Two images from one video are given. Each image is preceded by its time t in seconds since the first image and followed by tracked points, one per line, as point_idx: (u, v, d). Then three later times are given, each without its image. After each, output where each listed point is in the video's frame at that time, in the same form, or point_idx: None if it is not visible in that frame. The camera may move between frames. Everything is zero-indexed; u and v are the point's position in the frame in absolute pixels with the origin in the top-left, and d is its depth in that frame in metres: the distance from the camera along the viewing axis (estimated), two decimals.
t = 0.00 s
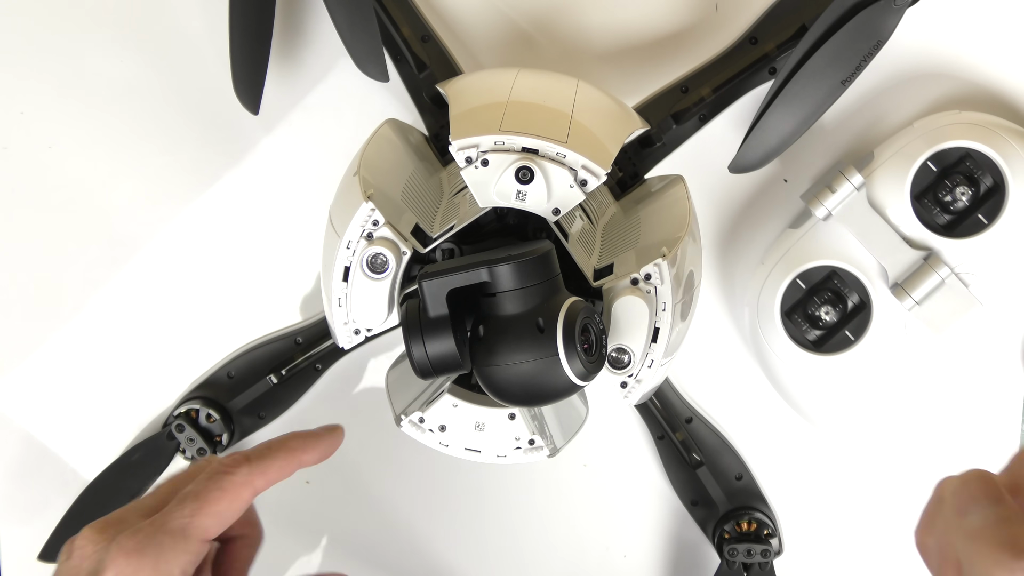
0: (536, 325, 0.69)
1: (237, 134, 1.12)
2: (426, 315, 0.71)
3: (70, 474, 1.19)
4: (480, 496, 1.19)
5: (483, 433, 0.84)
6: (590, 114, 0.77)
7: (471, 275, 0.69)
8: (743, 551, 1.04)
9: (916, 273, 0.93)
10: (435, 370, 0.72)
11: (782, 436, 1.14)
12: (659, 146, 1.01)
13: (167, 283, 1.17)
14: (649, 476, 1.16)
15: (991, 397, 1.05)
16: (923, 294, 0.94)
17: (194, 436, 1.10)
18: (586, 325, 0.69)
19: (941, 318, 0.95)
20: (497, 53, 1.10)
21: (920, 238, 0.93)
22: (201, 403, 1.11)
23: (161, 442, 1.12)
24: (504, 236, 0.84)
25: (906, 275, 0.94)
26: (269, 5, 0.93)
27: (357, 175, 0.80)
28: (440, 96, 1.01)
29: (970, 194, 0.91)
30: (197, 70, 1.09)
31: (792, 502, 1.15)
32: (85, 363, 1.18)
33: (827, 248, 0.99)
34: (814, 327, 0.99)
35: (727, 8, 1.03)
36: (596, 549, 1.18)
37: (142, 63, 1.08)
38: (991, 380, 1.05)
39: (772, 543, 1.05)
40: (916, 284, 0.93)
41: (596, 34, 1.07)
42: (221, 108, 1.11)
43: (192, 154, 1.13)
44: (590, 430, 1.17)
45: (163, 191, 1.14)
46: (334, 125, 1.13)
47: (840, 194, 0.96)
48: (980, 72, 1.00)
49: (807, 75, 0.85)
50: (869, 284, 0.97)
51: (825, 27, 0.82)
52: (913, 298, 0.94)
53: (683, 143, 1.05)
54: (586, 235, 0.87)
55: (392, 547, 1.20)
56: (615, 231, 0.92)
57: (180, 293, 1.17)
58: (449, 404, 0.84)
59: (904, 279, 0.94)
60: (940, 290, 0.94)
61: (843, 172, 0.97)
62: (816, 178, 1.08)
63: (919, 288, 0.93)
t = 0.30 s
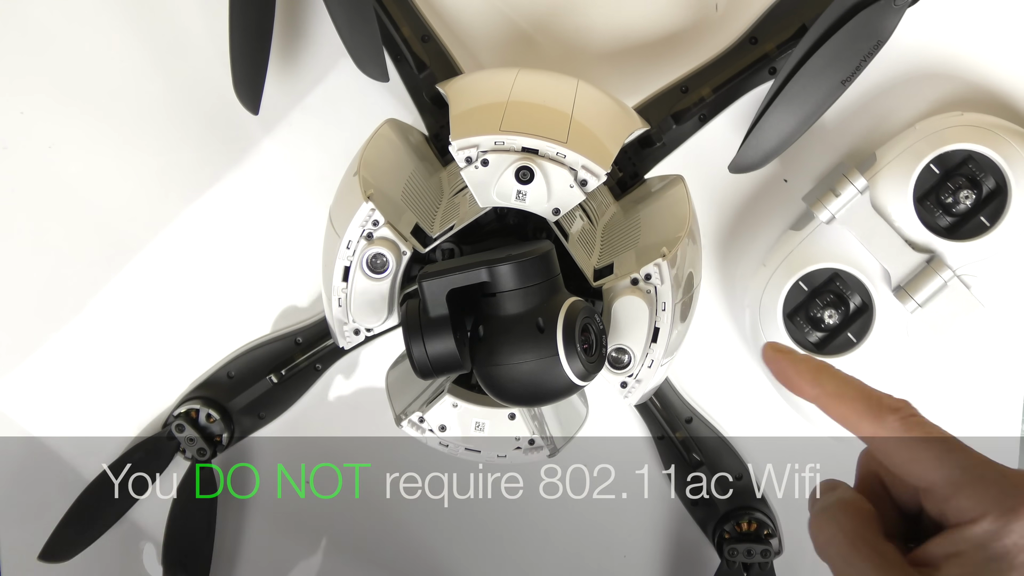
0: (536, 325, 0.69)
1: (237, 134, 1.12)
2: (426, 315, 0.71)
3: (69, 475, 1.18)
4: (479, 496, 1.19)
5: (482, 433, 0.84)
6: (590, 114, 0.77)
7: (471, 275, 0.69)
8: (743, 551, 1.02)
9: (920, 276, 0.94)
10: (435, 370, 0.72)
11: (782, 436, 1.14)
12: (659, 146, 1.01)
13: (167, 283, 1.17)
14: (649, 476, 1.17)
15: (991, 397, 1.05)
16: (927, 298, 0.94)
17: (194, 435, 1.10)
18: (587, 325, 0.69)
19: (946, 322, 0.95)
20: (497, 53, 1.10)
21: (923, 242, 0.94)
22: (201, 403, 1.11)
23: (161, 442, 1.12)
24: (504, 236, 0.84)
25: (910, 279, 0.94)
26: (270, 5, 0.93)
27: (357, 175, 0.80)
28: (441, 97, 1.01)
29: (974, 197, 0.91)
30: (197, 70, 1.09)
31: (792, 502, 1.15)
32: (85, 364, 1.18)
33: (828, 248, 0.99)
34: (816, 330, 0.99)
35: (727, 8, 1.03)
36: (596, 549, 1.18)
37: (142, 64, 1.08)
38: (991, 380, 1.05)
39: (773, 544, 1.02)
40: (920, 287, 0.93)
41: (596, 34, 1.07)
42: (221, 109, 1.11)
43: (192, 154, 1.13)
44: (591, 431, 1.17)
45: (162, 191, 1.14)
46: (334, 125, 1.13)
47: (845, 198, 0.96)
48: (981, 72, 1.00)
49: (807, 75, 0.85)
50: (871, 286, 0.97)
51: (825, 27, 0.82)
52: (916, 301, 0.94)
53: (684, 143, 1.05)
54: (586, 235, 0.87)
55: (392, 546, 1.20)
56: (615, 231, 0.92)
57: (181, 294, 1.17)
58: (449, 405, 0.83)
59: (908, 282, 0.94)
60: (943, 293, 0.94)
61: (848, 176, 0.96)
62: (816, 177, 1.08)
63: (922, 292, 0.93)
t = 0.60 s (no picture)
0: (536, 325, 0.68)
1: (237, 134, 1.12)
2: (426, 315, 0.71)
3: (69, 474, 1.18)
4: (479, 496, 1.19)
5: (482, 433, 0.84)
6: (590, 114, 0.77)
7: (471, 274, 0.69)
8: (743, 551, 1.02)
9: (917, 273, 0.93)
10: (435, 370, 0.72)
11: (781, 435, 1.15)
12: (659, 146, 1.01)
13: (166, 283, 1.17)
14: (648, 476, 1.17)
15: (989, 396, 1.06)
16: (923, 295, 0.94)
17: (194, 435, 1.11)
18: (587, 325, 0.69)
19: (940, 320, 0.96)
20: (497, 53, 1.10)
21: (920, 238, 0.94)
22: (201, 403, 1.11)
23: (161, 441, 1.12)
24: (504, 236, 0.84)
25: (907, 275, 0.94)
26: (270, 6, 0.93)
27: (357, 175, 0.80)
28: (441, 97, 1.01)
29: (971, 194, 0.91)
30: (197, 70, 1.09)
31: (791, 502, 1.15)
32: (84, 364, 1.17)
33: (827, 248, 0.99)
34: (814, 328, 0.99)
35: (726, 8, 1.03)
36: (596, 550, 1.18)
37: (142, 63, 1.08)
38: (990, 380, 1.05)
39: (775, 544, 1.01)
40: (917, 284, 0.93)
41: (596, 34, 1.07)
42: (221, 109, 1.11)
43: (192, 154, 1.12)
44: (590, 430, 1.18)
45: (162, 192, 1.13)
46: (334, 126, 1.13)
47: (842, 195, 0.96)
48: (980, 72, 1.00)
49: (807, 75, 0.85)
50: (869, 284, 0.97)
51: (824, 27, 0.82)
52: (913, 298, 0.94)
53: (684, 143, 1.05)
54: (586, 235, 0.87)
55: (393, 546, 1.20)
56: (615, 231, 0.92)
57: (182, 294, 1.18)
58: (449, 405, 0.83)
59: (905, 279, 0.94)
60: (941, 290, 0.94)
61: (844, 173, 0.97)
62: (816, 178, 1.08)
63: (920, 289, 0.93)
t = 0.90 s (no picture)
0: (536, 325, 0.68)
1: (237, 134, 1.12)
2: (426, 315, 0.71)
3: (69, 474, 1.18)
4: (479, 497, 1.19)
5: (483, 433, 0.84)
6: (590, 114, 0.77)
7: (471, 275, 0.69)
8: (742, 551, 1.01)
9: (917, 273, 0.93)
10: (436, 370, 0.72)
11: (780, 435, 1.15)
12: (659, 146, 1.01)
13: (166, 283, 1.17)
14: (648, 476, 1.17)
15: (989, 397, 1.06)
16: (923, 295, 0.94)
17: (194, 435, 1.11)
18: (587, 325, 0.69)
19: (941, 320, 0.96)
20: (497, 53, 1.10)
21: (921, 239, 0.94)
22: (201, 403, 1.11)
23: (161, 441, 1.13)
24: (504, 236, 0.84)
25: (907, 276, 0.94)
26: (270, 5, 0.93)
27: (357, 175, 0.80)
28: (441, 97, 1.01)
29: (971, 194, 0.91)
30: (197, 70, 1.09)
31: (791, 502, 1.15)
32: (83, 364, 1.17)
33: (827, 249, 0.99)
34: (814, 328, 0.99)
35: (727, 9, 1.03)
36: (596, 550, 1.18)
37: (142, 64, 1.08)
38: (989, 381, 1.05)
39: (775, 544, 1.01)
40: (917, 284, 0.93)
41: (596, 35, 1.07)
42: (222, 109, 1.11)
43: (192, 154, 1.12)
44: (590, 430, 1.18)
45: (162, 192, 1.13)
46: (334, 126, 1.13)
47: (841, 195, 0.96)
48: (980, 72, 1.00)
49: (807, 75, 0.85)
50: (869, 284, 0.97)
51: (824, 27, 0.82)
52: (913, 298, 0.94)
53: (684, 143, 1.05)
54: (586, 235, 0.87)
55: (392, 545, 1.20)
56: (615, 231, 0.92)
57: (182, 294, 1.17)
58: (449, 404, 0.83)
59: (906, 279, 0.94)
60: (940, 290, 0.94)
61: (844, 173, 0.97)
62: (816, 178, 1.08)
63: (920, 289, 0.93)
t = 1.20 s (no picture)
0: (536, 325, 0.68)
1: (237, 133, 1.12)
2: (426, 315, 0.71)
3: (69, 474, 1.18)
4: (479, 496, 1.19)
5: (482, 433, 0.84)
6: (590, 114, 0.77)
7: (471, 275, 0.69)
8: (743, 551, 1.01)
9: (918, 273, 0.93)
10: (435, 370, 0.73)
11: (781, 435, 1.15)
12: (659, 146, 1.01)
13: (166, 282, 1.17)
14: (649, 475, 1.17)
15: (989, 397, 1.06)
16: (923, 295, 0.94)
17: (194, 435, 1.11)
18: (587, 325, 0.69)
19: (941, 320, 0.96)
20: (497, 53, 1.10)
21: (921, 238, 0.94)
22: (201, 403, 1.11)
23: (161, 441, 1.13)
24: (504, 236, 0.84)
25: (907, 276, 0.94)
26: (270, 5, 0.93)
27: (357, 175, 0.80)
28: (441, 97, 1.01)
29: (971, 195, 0.91)
30: (197, 70, 1.09)
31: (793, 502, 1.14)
32: (83, 364, 1.17)
33: (827, 249, 0.99)
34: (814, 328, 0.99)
35: (727, 8, 1.03)
36: (596, 550, 1.18)
37: (143, 64, 1.08)
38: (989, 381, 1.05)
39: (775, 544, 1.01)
40: (917, 285, 0.94)
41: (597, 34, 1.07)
42: (222, 109, 1.11)
43: (192, 154, 1.12)
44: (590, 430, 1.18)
45: (162, 192, 1.13)
46: (334, 126, 1.13)
47: (841, 195, 0.96)
48: (980, 73, 1.00)
49: (807, 75, 0.85)
50: (869, 284, 0.97)
51: (824, 27, 0.82)
52: (913, 298, 0.95)
53: (683, 143, 1.05)
54: (586, 235, 0.87)
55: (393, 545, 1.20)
56: (614, 231, 0.92)
57: (182, 294, 1.17)
58: (449, 404, 0.83)
59: (906, 279, 0.94)
60: (940, 290, 0.94)
61: (845, 173, 0.97)
62: (816, 177, 1.08)
63: (920, 289, 0.93)
